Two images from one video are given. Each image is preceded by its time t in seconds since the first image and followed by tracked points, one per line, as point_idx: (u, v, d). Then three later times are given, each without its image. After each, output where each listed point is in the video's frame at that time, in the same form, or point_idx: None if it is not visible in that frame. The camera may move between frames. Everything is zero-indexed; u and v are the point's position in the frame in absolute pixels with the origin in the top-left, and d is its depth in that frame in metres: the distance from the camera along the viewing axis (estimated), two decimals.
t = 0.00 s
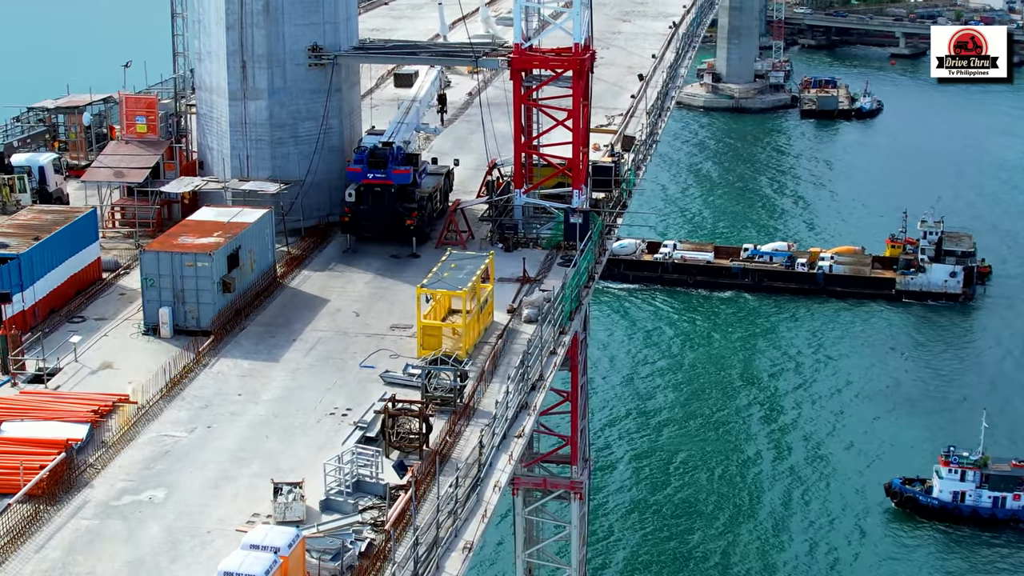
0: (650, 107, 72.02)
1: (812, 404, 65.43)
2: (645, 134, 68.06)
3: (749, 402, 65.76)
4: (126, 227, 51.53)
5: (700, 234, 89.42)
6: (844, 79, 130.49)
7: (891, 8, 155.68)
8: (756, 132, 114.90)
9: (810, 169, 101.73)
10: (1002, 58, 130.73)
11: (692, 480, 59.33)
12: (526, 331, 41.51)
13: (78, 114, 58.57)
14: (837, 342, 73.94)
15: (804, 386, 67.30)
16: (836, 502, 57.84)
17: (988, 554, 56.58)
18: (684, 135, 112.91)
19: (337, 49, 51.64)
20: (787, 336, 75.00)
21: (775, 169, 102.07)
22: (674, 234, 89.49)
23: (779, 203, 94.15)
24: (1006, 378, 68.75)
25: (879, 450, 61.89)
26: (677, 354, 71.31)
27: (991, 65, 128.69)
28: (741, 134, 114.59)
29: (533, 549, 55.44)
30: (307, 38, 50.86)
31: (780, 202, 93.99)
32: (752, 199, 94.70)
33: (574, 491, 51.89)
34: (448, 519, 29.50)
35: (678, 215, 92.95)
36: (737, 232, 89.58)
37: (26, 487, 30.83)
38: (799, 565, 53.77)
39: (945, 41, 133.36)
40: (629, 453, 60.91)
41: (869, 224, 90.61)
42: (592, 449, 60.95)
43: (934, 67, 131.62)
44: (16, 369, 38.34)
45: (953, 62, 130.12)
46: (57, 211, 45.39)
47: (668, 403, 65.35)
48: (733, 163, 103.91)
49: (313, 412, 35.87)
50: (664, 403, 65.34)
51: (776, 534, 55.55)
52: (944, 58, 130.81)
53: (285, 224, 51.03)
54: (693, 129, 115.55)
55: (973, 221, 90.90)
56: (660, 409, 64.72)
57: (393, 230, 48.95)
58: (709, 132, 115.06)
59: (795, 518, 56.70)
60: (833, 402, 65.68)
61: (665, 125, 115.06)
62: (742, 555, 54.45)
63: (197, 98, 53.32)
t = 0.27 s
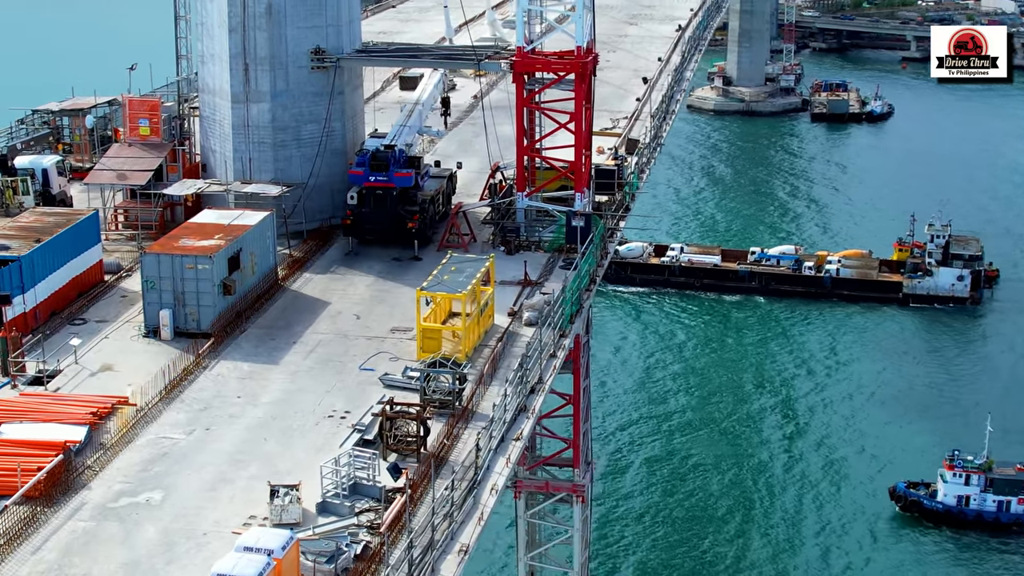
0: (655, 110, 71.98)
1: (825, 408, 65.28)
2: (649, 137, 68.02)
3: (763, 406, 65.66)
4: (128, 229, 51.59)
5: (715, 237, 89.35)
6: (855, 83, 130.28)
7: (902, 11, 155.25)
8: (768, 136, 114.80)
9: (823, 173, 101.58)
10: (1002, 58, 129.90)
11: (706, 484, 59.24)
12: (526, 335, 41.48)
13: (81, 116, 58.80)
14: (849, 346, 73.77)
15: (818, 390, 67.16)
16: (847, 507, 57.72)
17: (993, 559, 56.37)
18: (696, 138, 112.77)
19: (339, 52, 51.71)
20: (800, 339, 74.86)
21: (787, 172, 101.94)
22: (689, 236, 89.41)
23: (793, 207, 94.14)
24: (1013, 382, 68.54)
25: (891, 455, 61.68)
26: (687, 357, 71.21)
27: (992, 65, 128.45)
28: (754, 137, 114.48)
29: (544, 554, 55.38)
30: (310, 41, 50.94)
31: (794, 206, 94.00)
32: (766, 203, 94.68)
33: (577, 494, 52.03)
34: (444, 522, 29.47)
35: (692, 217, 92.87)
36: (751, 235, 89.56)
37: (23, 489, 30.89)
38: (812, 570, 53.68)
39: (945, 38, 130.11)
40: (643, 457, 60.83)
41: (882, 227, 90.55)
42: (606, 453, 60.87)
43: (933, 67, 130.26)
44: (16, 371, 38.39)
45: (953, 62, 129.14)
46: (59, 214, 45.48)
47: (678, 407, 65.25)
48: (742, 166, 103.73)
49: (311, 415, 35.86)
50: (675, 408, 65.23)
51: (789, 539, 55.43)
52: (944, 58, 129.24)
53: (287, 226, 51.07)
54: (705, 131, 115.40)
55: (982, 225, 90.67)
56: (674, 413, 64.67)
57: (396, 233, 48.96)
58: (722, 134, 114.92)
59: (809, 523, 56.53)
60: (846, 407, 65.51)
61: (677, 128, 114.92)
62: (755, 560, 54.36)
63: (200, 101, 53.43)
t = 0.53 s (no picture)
0: (659, 112, 71.97)
1: (838, 412, 65.18)
2: (653, 139, 68.04)
3: (776, 410, 65.58)
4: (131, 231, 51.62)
5: (729, 239, 89.34)
6: (866, 86, 129.99)
7: (913, 14, 154.89)
8: (781, 139, 114.72)
9: (837, 175, 101.42)
10: (1001, 58, 132.21)
11: (719, 488, 59.16)
12: (526, 337, 41.45)
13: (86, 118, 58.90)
14: (860, 349, 73.63)
15: (832, 394, 67.03)
16: (856, 511, 57.62)
17: (997, 563, 56.17)
18: (708, 140, 112.70)
19: (342, 54, 51.75)
20: (812, 343, 74.73)
21: (800, 175, 101.82)
22: (703, 240, 89.38)
23: (807, 210, 94.13)
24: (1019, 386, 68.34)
25: (901, 459, 61.56)
26: (696, 360, 71.08)
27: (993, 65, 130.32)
28: (767, 140, 114.38)
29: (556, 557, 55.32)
30: (312, 43, 50.98)
31: (808, 209, 94.01)
32: (780, 206, 94.65)
33: (578, 497, 51.93)
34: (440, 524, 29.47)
35: (706, 220, 92.82)
36: (766, 238, 89.55)
37: (20, 490, 30.96)
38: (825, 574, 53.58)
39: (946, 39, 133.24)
40: (656, 460, 60.77)
41: (894, 230, 90.30)
42: (619, 456, 60.83)
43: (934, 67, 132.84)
44: (16, 372, 38.45)
45: (953, 62, 131.36)
46: (61, 216, 45.56)
47: (688, 411, 65.12)
48: (751, 169, 103.54)
49: (310, 417, 35.89)
50: (685, 411, 65.11)
51: (801, 543, 55.33)
52: (945, 58, 131.53)
53: (289, 228, 51.14)
54: (717, 133, 115.32)
55: (989, 229, 90.45)
56: (687, 416, 64.63)
57: (397, 235, 48.97)
58: (734, 137, 114.82)
59: (820, 527, 56.44)
60: (859, 411, 65.36)
61: (689, 131, 114.85)
62: (768, 564, 54.27)
63: (203, 102, 53.44)
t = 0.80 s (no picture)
0: (664, 116, 71.94)
1: (850, 416, 65.00)
2: (657, 142, 68.06)
3: (790, 414, 65.43)
4: (134, 233, 51.68)
5: (744, 242, 89.27)
6: (876, 89, 129.65)
7: (925, 18, 154.43)
8: (793, 142, 114.67)
9: (852, 178, 101.29)
10: (1002, 58, 132.06)
11: (732, 493, 59.06)
12: (526, 340, 41.45)
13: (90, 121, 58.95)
14: (870, 353, 73.45)
15: (845, 398, 66.86)
16: (865, 515, 57.54)
17: (1001, 567, 55.98)
18: (720, 143, 112.62)
19: (344, 57, 51.76)
20: (824, 346, 74.56)
21: (812, 179, 101.67)
22: (717, 242, 89.28)
23: (820, 212, 94.10)
24: None
25: (912, 464, 61.39)
26: (705, 364, 70.94)
27: (992, 65, 130.58)
28: (779, 143, 114.31)
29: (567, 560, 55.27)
30: (315, 46, 50.99)
31: (823, 212, 94.01)
32: (793, 209, 94.60)
33: (581, 500, 52.01)
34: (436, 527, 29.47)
35: (719, 223, 92.71)
36: (780, 240, 89.52)
37: (17, 492, 31.02)
38: None
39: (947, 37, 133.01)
40: (670, 465, 60.69)
41: (907, 232, 90.14)
42: (632, 460, 60.76)
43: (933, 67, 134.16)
44: (16, 374, 38.52)
45: (953, 61, 131.55)
46: (63, 218, 45.65)
47: (698, 415, 64.98)
48: (760, 172, 103.37)
49: (309, 419, 35.90)
50: (695, 415, 64.95)
51: (813, 549, 55.21)
52: (944, 58, 131.70)
53: (291, 231, 51.17)
54: (729, 136, 115.21)
55: (997, 233, 90.19)
56: (700, 421, 64.54)
57: (399, 238, 49.03)
58: (746, 140, 114.71)
59: (831, 533, 56.32)
60: (872, 415, 65.17)
61: (701, 134, 114.75)
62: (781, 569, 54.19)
63: (206, 105, 53.50)
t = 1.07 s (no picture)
0: (668, 118, 71.92)
1: (857, 419, 64.95)
2: (661, 146, 68.02)
3: (802, 418, 65.26)
4: (136, 235, 51.76)
5: (757, 244, 89.10)
6: (887, 92, 129.27)
7: (936, 21, 154.03)
8: (804, 146, 114.47)
9: (865, 181, 101.12)
10: (1002, 58, 135.43)
11: (744, 498, 58.92)
12: (525, 343, 41.43)
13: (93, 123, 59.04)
14: (879, 356, 73.30)
15: (856, 402, 66.68)
16: (870, 519, 57.46)
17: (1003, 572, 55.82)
18: (730, 146, 112.45)
19: (346, 60, 51.78)
20: (834, 350, 74.39)
21: (824, 182, 101.51)
22: (730, 245, 89.12)
23: (833, 215, 93.98)
24: None
25: (921, 469, 61.23)
26: (715, 367, 70.84)
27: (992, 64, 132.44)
28: (790, 146, 114.15)
29: (578, 565, 55.13)
30: (316, 49, 51.02)
31: (836, 214, 93.87)
32: (806, 212, 94.45)
33: (583, 503, 52.09)
34: (431, 530, 29.46)
35: (732, 226, 92.50)
36: (794, 243, 89.38)
37: (14, 493, 31.08)
38: None
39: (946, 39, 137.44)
40: (681, 469, 60.55)
41: (919, 236, 89.87)
42: (643, 464, 60.63)
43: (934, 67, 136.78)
44: (16, 376, 38.58)
45: (953, 62, 135.06)
46: (64, 220, 45.75)
47: (705, 417, 64.99)
48: (768, 175, 103.26)
49: (306, 422, 35.93)
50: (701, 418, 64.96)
51: (823, 555, 55.07)
52: (945, 59, 135.40)
53: (292, 234, 51.21)
54: (740, 139, 115.05)
55: (1004, 237, 89.95)
56: (712, 424, 64.40)
57: (400, 241, 49.05)
58: (756, 143, 114.54)
59: (842, 539, 56.18)
60: (882, 419, 64.99)
61: (712, 136, 114.58)
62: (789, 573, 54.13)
63: (208, 108, 53.60)
